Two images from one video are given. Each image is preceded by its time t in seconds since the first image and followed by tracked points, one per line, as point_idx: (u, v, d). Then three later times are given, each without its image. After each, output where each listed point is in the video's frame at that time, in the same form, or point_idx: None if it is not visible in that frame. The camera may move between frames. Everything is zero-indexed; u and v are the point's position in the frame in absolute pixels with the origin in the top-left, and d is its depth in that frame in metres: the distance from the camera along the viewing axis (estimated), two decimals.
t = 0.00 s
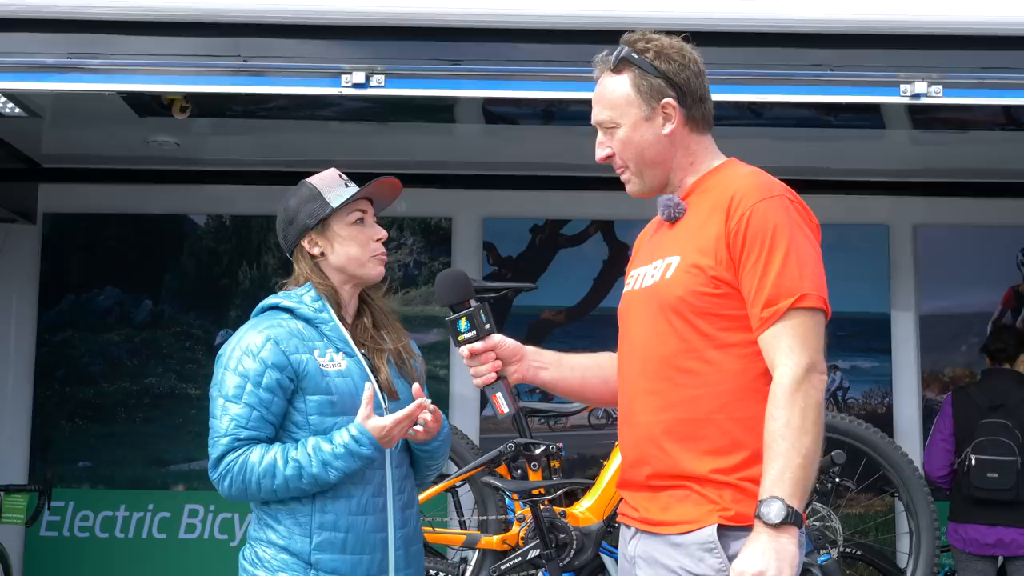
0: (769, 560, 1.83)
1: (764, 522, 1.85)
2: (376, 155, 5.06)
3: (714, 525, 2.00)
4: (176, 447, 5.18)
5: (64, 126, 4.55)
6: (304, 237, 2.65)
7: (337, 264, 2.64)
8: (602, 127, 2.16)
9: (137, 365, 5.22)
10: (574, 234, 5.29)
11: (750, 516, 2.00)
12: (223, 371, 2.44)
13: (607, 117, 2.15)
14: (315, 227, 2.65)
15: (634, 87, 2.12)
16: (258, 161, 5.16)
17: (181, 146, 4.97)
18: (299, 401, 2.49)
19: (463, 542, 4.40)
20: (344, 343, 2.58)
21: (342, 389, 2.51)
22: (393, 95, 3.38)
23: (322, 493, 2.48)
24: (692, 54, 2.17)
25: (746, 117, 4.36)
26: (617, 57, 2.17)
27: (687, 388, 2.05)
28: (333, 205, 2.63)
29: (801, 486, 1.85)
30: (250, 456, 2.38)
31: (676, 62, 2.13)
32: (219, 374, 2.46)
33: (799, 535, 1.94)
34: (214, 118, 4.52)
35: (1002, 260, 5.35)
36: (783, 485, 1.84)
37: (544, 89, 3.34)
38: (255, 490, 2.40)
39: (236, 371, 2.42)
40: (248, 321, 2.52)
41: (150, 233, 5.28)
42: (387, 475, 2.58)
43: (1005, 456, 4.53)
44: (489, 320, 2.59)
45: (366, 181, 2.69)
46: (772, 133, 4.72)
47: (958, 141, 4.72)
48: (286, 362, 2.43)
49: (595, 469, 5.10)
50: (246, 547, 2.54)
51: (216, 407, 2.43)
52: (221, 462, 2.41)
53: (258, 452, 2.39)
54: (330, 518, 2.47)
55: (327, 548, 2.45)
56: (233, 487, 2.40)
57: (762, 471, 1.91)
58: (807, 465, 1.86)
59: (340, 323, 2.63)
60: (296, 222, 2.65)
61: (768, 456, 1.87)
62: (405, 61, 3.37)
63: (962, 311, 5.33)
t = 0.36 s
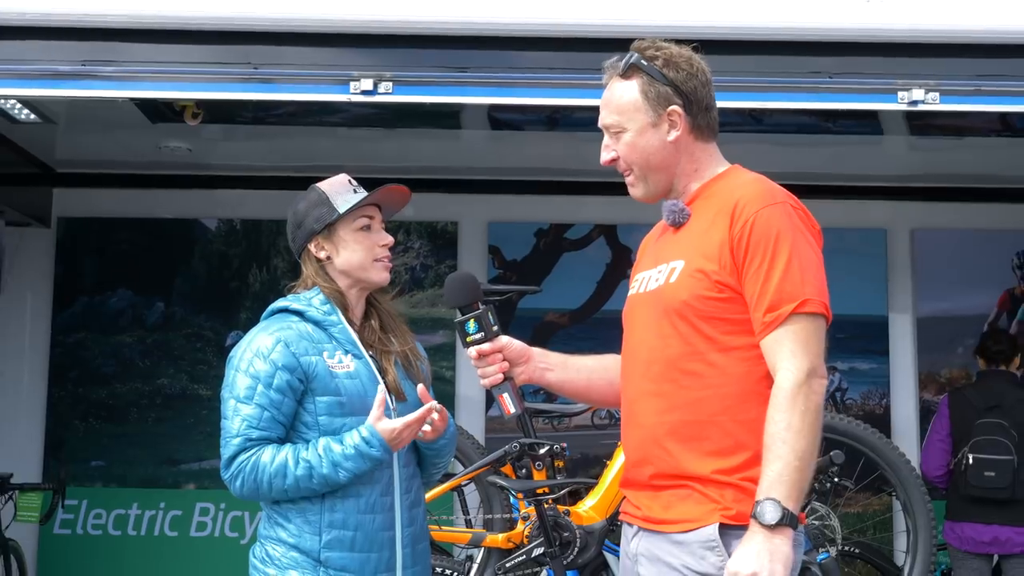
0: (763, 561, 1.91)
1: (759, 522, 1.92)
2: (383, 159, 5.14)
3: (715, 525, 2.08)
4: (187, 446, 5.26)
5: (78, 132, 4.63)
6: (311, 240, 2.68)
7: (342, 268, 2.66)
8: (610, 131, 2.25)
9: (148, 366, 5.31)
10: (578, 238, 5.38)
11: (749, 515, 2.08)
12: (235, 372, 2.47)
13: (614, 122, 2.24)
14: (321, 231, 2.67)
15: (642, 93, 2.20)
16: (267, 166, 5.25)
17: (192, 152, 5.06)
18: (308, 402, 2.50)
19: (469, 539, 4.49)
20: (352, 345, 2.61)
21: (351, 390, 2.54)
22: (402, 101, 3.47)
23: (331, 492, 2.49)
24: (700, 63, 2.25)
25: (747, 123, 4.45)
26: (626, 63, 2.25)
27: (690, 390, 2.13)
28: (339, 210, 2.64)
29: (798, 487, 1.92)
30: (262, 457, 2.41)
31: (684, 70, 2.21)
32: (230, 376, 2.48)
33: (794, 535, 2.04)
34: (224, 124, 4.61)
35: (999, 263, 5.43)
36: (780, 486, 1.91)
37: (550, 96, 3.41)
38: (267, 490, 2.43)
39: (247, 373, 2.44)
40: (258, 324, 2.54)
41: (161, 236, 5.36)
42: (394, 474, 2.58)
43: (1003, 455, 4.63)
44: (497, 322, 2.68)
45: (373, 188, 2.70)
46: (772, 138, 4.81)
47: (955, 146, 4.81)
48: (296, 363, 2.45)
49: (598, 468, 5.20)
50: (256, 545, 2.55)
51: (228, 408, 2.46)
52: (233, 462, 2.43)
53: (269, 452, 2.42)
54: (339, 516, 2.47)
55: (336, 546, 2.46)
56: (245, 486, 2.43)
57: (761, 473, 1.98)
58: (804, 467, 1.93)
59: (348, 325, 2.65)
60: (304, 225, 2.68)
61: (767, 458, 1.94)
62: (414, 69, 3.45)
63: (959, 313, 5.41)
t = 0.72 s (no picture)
0: (774, 562, 1.90)
1: (769, 522, 1.91)
2: (384, 157, 5.15)
3: (720, 523, 2.09)
4: (188, 444, 5.27)
5: (79, 129, 4.64)
6: (309, 237, 2.68)
7: (340, 266, 2.66)
8: (613, 132, 2.25)
9: (149, 364, 5.31)
10: (579, 236, 5.38)
11: (755, 514, 2.09)
12: (235, 372, 2.47)
13: (617, 123, 2.24)
14: (321, 229, 2.67)
15: (644, 94, 2.20)
16: (268, 164, 5.25)
17: (193, 150, 5.06)
18: (308, 401, 2.51)
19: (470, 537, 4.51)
20: (351, 343, 2.61)
21: (350, 388, 2.54)
22: (402, 100, 3.47)
23: (330, 488, 2.49)
24: (700, 62, 2.25)
25: (747, 122, 4.45)
26: (627, 64, 2.25)
27: (695, 389, 2.13)
28: (338, 208, 2.64)
29: (806, 485, 1.91)
30: (266, 448, 2.41)
31: (685, 70, 2.21)
32: (231, 376, 2.49)
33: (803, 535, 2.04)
34: (225, 122, 4.61)
35: (999, 262, 5.43)
36: (789, 486, 1.91)
37: (550, 94, 3.41)
38: (274, 484, 2.43)
39: (248, 372, 2.44)
40: (256, 324, 2.55)
41: (162, 234, 5.37)
42: (394, 471, 2.57)
43: (999, 453, 4.65)
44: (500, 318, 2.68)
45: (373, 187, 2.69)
46: (773, 136, 4.81)
47: (955, 145, 4.81)
48: (295, 361, 2.46)
49: (598, 466, 5.21)
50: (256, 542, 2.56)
51: (230, 408, 2.47)
52: (239, 460, 2.44)
53: (272, 442, 2.41)
54: (339, 513, 2.48)
55: (336, 543, 2.46)
56: (254, 483, 2.44)
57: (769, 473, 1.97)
58: (812, 466, 1.93)
59: (347, 324, 2.65)
60: (303, 222, 2.69)
61: (774, 457, 1.94)
62: (414, 68, 3.45)
63: (960, 312, 5.41)
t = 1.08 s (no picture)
0: (777, 560, 1.90)
1: (771, 519, 1.91)
2: (384, 155, 5.15)
3: (725, 520, 2.09)
4: (188, 441, 5.27)
5: (79, 126, 4.64)
6: (307, 236, 2.69)
7: (337, 263, 2.66)
8: (615, 132, 2.25)
9: (149, 361, 5.32)
10: (579, 233, 5.38)
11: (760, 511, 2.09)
12: (234, 369, 2.48)
13: (619, 123, 2.24)
14: (318, 226, 2.68)
15: (646, 93, 2.20)
16: (268, 162, 5.25)
17: (193, 147, 5.07)
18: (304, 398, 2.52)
19: (469, 534, 4.52)
20: (351, 341, 2.61)
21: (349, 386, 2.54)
22: (402, 97, 3.47)
23: (328, 485, 2.49)
24: (702, 60, 2.25)
25: (747, 119, 4.45)
26: (629, 64, 2.25)
27: (700, 387, 2.13)
28: (334, 205, 2.64)
29: (810, 482, 1.92)
30: (260, 441, 2.41)
31: (687, 68, 2.21)
32: (230, 373, 2.49)
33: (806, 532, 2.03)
34: (225, 119, 4.61)
35: (999, 260, 5.44)
36: (793, 483, 1.91)
37: (551, 92, 3.41)
38: (271, 476, 2.42)
39: (246, 369, 2.45)
40: (255, 321, 2.54)
41: (162, 231, 5.37)
42: (394, 469, 2.56)
43: (998, 450, 4.65)
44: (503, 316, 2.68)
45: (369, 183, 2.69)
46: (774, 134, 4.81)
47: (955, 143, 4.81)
48: (293, 359, 2.46)
49: (597, 463, 5.22)
50: (256, 539, 2.56)
51: (229, 405, 2.47)
52: (236, 455, 2.44)
53: (265, 433, 2.41)
54: (338, 510, 2.47)
55: (336, 541, 2.46)
56: (251, 477, 2.43)
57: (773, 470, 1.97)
58: (816, 463, 1.93)
59: (347, 322, 2.65)
60: (301, 221, 2.70)
61: (779, 454, 1.94)
62: (413, 65, 3.45)
63: (959, 310, 5.41)
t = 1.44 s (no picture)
0: (780, 555, 1.90)
1: (774, 513, 1.92)
2: (382, 148, 5.14)
3: (725, 515, 2.09)
4: (186, 434, 5.27)
5: (76, 119, 4.63)
6: (304, 229, 2.69)
7: (336, 257, 2.66)
8: (617, 125, 2.25)
9: (146, 354, 5.31)
10: (576, 227, 5.39)
11: (760, 505, 2.10)
12: (234, 357, 2.47)
13: (621, 116, 2.24)
14: (315, 219, 2.67)
15: (649, 87, 2.20)
16: (267, 155, 5.24)
17: (190, 140, 5.06)
18: (303, 391, 2.51)
19: (465, 528, 4.48)
20: (350, 334, 2.58)
21: (347, 380, 2.52)
22: (400, 90, 3.46)
23: (326, 479, 2.49)
24: (704, 54, 2.25)
25: (745, 113, 4.45)
26: (631, 57, 2.25)
27: (700, 381, 2.13)
28: (331, 198, 2.63)
29: (811, 477, 1.92)
30: (268, 426, 2.39)
31: (689, 61, 2.21)
32: (230, 362, 2.48)
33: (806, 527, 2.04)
34: (223, 112, 4.60)
35: (996, 255, 5.45)
36: (795, 478, 1.91)
37: (550, 85, 3.41)
38: (274, 462, 2.39)
39: (247, 356, 2.44)
40: (253, 313, 2.54)
41: (160, 224, 5.36)
42: (391, 463, 2.57)
43: (994, 444, 4.65)
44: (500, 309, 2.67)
45: (365, 176, 2.67)
46: (772, 129, 4.81)
47: (953, 138, 4.82)
48: (292, 350, 2.46)
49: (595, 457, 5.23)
50: (253, 532, 2.56)
51: (229, 391, 2.45)
52: (240, 438, 2.40)
53: (276, 423, 2.40)
54: (335, 504, 2.47)
55: (333, 534, 2.46)
56: (253, 460, 2.39)
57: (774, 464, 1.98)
58: (818, 457, 1.93)
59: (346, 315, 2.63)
60: (298, 214, 2.69)
61: (781, 449, 1.94)
62: (412, 58, 3.44)
63: (956, 304, 5.43)
